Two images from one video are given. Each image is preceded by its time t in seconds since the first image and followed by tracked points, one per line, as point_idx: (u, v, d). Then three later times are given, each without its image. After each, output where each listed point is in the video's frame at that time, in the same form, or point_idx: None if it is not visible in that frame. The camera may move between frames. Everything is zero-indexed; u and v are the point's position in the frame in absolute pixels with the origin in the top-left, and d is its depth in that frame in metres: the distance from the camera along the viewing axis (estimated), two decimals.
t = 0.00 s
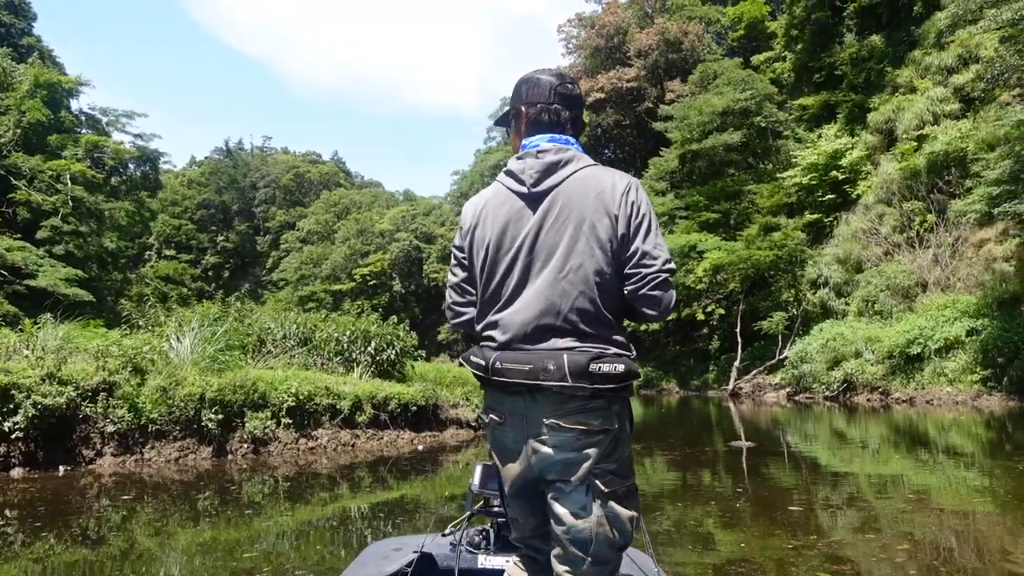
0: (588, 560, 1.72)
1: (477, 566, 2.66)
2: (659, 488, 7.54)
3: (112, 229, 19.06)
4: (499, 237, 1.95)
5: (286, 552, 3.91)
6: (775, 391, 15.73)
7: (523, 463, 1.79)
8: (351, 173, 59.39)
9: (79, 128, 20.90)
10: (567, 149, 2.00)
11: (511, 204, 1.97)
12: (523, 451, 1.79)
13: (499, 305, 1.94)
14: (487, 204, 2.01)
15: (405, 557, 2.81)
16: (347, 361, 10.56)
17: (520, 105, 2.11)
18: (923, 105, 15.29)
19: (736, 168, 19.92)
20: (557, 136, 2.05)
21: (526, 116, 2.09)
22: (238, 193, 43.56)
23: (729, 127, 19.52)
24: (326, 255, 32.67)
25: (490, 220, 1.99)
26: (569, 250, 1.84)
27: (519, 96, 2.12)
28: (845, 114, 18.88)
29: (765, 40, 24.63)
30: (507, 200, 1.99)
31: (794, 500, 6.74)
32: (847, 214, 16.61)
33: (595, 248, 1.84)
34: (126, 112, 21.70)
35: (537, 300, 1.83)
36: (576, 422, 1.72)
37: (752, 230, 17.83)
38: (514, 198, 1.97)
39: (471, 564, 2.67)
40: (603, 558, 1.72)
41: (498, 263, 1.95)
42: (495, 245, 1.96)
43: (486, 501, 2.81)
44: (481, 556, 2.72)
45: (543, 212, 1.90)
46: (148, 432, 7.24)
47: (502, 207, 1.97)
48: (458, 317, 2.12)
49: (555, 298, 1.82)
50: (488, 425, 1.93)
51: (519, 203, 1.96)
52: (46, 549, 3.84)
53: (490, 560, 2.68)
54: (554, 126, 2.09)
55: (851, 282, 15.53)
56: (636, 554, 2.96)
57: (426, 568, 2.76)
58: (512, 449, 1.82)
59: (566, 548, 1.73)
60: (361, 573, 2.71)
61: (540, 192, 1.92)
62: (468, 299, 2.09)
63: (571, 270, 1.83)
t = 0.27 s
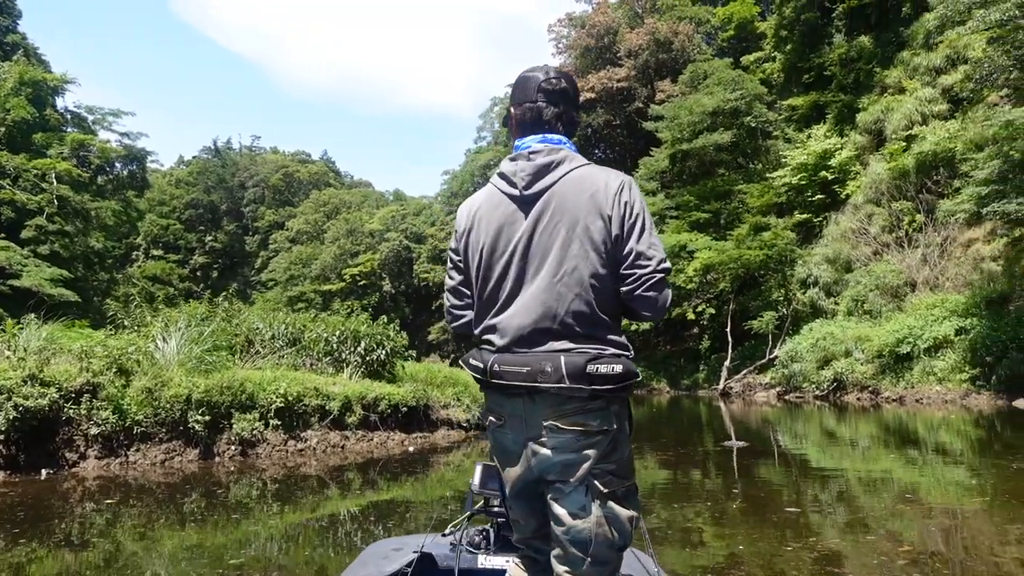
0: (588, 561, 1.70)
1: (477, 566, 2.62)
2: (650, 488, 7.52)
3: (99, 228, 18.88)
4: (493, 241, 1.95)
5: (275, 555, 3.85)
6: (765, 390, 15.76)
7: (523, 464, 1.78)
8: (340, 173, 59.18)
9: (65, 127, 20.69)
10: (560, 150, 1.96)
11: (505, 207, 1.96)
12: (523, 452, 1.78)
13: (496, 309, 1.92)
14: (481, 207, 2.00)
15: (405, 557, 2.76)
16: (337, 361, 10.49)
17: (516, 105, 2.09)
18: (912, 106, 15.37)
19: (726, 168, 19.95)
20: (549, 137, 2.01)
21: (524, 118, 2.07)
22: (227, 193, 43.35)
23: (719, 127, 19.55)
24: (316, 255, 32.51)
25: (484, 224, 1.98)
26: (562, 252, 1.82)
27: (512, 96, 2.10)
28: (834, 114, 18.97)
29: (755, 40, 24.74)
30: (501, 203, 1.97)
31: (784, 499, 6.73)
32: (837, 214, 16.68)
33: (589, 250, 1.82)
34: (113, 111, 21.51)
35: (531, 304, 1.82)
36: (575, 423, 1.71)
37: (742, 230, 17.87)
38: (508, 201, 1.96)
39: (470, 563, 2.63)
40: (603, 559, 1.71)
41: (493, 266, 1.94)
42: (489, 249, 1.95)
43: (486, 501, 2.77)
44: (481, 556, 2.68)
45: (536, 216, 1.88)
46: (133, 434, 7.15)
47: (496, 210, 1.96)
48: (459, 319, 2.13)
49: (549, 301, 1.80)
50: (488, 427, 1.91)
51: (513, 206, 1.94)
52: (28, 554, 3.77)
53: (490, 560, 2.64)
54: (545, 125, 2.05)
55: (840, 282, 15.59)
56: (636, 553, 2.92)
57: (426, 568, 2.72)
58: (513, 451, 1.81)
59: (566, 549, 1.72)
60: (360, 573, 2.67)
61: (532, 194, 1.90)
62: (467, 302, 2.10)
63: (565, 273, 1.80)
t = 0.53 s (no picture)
0: (586, 561, 1.67)
1: (477, 566, 2.57)
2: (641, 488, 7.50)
3: (84, 227, 18.67)
4: (490, 243, 1.94)
5: (262, 558, 3.79)
6: (755, 390, 15.78)
7: (520, 464, 1.75)
8: (329, 172, 58.93)
9: (50, 124, 20.44)
10: (555, 149, 1.94)
11: (502, 210, 1.94)
12: (521, 451, 1.75)
13: (494, 310, 1.91)
14: (479, 209, 2.00)
15: (405, 557, 2.71)
16: (326, 362, 10.40)
17: (515, 106, 2.08)
18: (900, 106, 15.47)
19: (716, 168, 19.98)
20: (545, 136, 1.99)
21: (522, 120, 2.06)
22: (215, 192, 43.08)
23: (709, 127, 19.57)
24: (304, 255, 32.33)
25: (482, 225, 1.97)
26: (555, 253, 1.79)
27: (511, 97, 2.09)
28: (823, 115, 19.06)
29: (744, 40, 24.84)
30: (498, 205, 1.96)
31: (774, 499, 6.72)
32: (825, 214, 16.75)
33: (582, 249, 1.78)
34: (99, 109, 21.28)
35: (526, 304, 1.80)
36: (571, 422, 1.67)
37: (732, 230, 17.89)
38: (505, 202, 1.94)
39: (470, 564, 2.59)
40: (601, 559, 1.68)
41: (491, 268, 1.93)
42: (487, 250, 1.94)
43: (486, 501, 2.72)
44: (481, 556, 2.63)
45: (531, 216, 1.86)
46: (117, 436, 7.05)
47: (493, 212, 1.95)
48: (461, 319, 2.13)
49: (544, 301, 1.77)
50: (486, 427, 1.89)
51: (509, 208, 1.93)
52: (8, 559, 3.69)
53: (490, 560, 2.59)
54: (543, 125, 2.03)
55: (829, 282, 15.64)
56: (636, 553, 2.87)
57: (426, 569, 2.67)
58: (510, 450, 1.78)
59: (564, 549, 1.69)
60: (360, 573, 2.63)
61: (527, 195, 1.89)
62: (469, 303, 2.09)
63: (559, 274, 1.78)
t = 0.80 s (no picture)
0: (584, 561, 1.64)
1: (477, 566, 2.51)
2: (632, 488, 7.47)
3: (69, 226, 18.46)
4: (489, 243, 1.91)
5: (249, 561, 3.73)
6: (744, 390, 15.81)
7: (519, 462, 1.72)
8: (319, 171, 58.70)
9: (35, 121, 20.19)
10: (555, 149, 1.89)
11: (502, 210, 1.91)
12: (520, 450, 1.72)
13: (494, 310, 1.88)
14: (479, 209, 1.97)
15: (405, 557, 2.69)
16: (315, 361, 10.32)
17: (517, 105, 2.02)
18: (888, 107, 15.55)
19: (705, 169, 20.00)
20: (545, 136, 1.93)
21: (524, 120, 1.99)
22: (202, 190, 42.79)
23: (699, 127, 19.59)
24: (293, 254, 32.17)
25: (482, 226, 1.94)
26: (553, 254, 1.76)
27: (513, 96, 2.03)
28: (812, 115, 19.15)
29: (733, 41, 24.92)
30: (498, 205, 1.93)
31: (763, 498, 6.71)
32: (815, 215, 16.81)
33: (580, 249, 1.75)
34: (84, 106, 21.04)
35: (524, 304, 1.77)
36: (569, 421, 1.64)
37: (722, 230, 17.91)
38: (505, 202, 1.91)
39: (470, 563, 2.53)
40: (599, 559, 1.65)
41: (490, 269, 1.90)
42: (487, 251, 1.91)
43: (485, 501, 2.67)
44: (481, 556, 2.57)
45: (530, 217, 1.83)
46: (101, 437, 6.95)
47: (493, 212, 1.92)
48: (463, 319, 2.10)
49: (542, 302, 1.74)
50: (488, 426, 1.87)
51: (509, 208, 1.89)
52: None
53: (490, 560, 2.54)
54: (541, 124, 1.96)
55: (818, 282, 15.70)
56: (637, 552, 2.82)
57: (426, 569, 2.62)
58: (511, 448, 1.75)
59: (562, 550, 1.66)
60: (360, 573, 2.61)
61: (526, 196, 1.85)
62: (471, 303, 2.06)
63: (556, 274, 1.75)
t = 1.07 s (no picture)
0: (582, 561, 1.60)
1: (477, 566, 2.48)
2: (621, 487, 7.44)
3: (54, 225, 18.23)
4: (488, 244, 1.88)
5: (235, 564, 3.67)
6: (733, 389, 15.84)
7: (519, 462, 1.69)
8: (307, 171, 58.47)
9: (18, 119, 19.95)
10: (554, 149, 1.86)
11: (501, 211, 1.88)
12: (519, 449, 1.69)
13: (493, 312, 1.85)
14: (479, 210, 1.94)
15: (405, 557, 2.67)
16: (303, 362, 10.23)
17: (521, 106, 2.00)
18: (876, 108, 15.63)
19: (694, 169, 20.01)
20: (545, 136, 1.91)
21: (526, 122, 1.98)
22: (190, 190, 42.54)
23: (688, 127, 19.61)
24: (281, 254, 31.97)
25: (481, 227, 1.91)
26: (550, 254, 1.73)
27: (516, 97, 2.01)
28: (801, 116, 19.25)
29: (722, 41, 25.01)
30: (497, 206, 1.90)
31: (752, 497, 6.69)
32: (803, 214, 16.88)
33: (577, 249, 1.71)
34: (69, 104, 20.82)
35: (523, 305, 1.74)
36: (567, 421, 1.61)
37: (711, 229, 17.94)
38: (503, 203, 1.88)
39: (470, 564, 2.50)
40: (598, 559, 1.61)
41: (489, 270, 1.87)
42: (486, 252, 1.88)
43: (485, 500, 2.63)
44: (481, 556, 2.54)
45: (528, 218, 1.79)
46: (83, 440, 6.83)
47: (492, 212, 1.89)
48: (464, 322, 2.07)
49: (540, 302, 1.71)
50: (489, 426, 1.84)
51: (507, 209, 1.86)
52: None
53: (490, 560, 2.51)
54: (543, 124, 1.94)
55: (807, 282, 15.76)
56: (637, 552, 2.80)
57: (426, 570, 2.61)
58: (510, 447, 1.73)
59: (560, 550, 1.63)
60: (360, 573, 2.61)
61: (524, 197, 1.82)
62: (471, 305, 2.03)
63: (554, 275, 1.71)
